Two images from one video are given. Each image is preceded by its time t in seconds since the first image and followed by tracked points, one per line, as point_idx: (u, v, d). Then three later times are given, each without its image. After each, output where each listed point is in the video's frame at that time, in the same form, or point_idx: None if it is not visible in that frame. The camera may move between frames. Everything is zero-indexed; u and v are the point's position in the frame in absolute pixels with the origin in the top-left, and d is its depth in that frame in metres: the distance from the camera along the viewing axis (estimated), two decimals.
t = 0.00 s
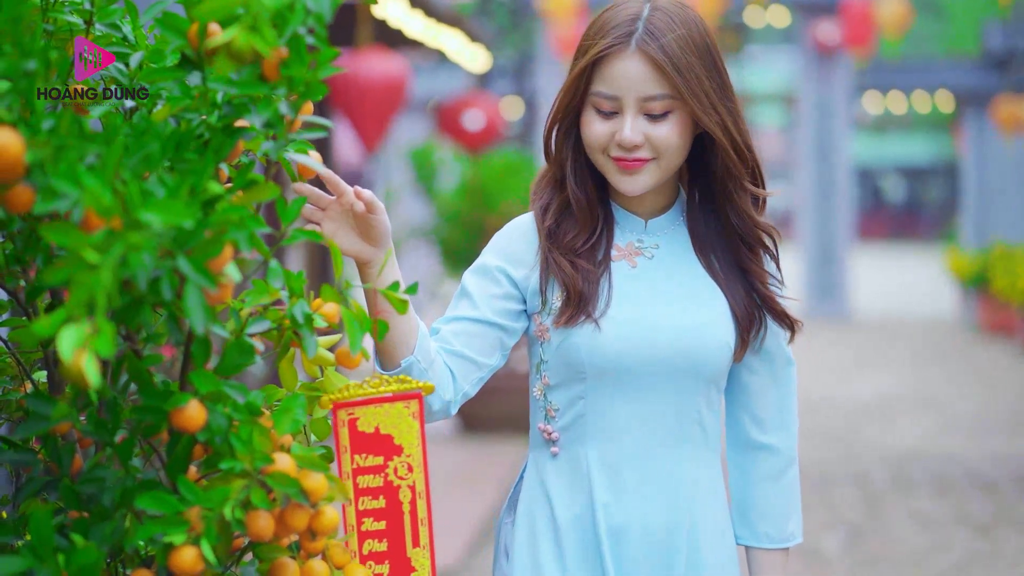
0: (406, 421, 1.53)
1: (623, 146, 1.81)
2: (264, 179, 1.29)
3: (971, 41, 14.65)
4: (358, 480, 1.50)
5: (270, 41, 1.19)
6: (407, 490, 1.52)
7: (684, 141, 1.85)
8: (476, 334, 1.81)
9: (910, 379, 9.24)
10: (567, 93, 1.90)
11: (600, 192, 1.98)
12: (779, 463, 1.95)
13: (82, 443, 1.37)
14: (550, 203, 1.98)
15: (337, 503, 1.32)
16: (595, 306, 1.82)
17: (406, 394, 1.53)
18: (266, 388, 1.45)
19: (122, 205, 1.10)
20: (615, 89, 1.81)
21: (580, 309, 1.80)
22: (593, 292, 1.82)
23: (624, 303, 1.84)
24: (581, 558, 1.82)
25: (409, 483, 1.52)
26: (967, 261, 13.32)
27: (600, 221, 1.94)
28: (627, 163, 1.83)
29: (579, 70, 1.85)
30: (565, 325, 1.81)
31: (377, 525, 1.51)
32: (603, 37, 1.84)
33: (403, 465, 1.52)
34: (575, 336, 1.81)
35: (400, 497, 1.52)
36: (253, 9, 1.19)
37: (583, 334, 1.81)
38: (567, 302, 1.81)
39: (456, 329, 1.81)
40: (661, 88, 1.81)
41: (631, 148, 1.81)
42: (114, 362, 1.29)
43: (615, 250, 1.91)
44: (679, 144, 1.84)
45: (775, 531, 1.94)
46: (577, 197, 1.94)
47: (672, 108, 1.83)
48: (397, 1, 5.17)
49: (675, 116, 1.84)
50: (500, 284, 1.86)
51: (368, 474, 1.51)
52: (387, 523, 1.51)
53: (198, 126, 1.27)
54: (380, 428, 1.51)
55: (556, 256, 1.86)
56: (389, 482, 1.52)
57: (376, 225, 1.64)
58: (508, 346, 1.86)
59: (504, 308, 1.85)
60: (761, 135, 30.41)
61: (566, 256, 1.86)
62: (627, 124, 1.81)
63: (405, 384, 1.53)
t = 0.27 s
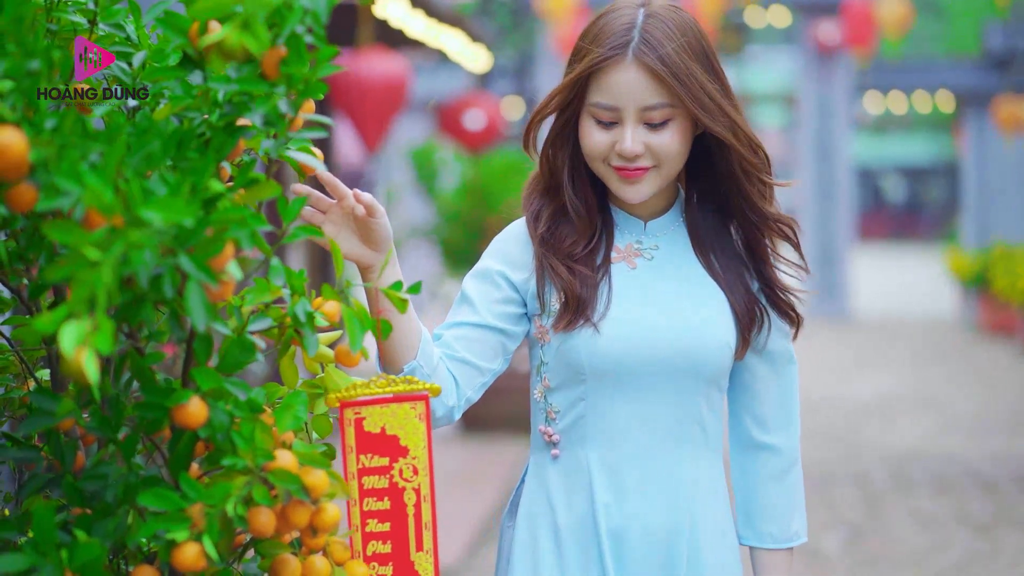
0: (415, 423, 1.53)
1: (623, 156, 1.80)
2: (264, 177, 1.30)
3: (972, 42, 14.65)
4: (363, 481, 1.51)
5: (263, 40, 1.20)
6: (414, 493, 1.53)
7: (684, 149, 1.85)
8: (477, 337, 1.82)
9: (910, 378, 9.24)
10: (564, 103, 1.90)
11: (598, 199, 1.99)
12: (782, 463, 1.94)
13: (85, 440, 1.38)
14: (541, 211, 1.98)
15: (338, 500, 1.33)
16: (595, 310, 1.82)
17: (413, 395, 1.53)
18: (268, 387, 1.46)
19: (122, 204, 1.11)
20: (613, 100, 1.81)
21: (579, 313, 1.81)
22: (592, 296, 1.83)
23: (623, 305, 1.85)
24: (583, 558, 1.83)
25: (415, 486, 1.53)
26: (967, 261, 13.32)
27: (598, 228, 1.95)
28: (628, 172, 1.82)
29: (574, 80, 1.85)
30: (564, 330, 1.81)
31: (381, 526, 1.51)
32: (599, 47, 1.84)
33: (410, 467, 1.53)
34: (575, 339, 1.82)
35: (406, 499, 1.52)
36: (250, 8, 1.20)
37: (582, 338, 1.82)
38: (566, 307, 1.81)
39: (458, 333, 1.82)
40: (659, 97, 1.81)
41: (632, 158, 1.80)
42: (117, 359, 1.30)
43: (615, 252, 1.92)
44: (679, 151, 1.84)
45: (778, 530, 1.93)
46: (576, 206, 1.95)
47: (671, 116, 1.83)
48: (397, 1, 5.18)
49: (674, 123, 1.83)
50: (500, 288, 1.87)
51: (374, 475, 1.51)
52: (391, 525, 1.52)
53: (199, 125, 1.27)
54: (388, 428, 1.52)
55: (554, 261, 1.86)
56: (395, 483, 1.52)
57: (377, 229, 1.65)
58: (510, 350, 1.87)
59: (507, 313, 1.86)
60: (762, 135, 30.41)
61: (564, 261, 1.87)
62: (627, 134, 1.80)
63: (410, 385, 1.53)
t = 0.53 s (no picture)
0: (424, 422, 1.55)
1: (624, 161, 1.80)
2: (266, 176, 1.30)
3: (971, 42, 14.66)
4: (376, 480, 1.54)
5: (258, 39, 1.20)
6: (426, 491, 1.54)
7: (684, 152, 1.85)
8: (479, 342, 1.83)
9: (910, 378, 9.25)
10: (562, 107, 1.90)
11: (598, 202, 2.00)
12: (784, 462, 1.94)
13: (87, 436, 1.39)
14: (540, 215, 1.99)
15: (339, 496, 1.34)
16: (595, 312, 1.83)
17: (419, 395, 1.55)
18: (269, 384, 1.46)
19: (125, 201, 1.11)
20: (613, 106, 1.81)
21: (579, 315, 1.82)
22: (591, 298, 1.83)
23: (624, 305, 1.85)
24: (586, 558, 1.83)
25: (427, 485, 1.54)
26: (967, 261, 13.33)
27: (597, 231, 1.96)
28: (629, 177, 1.83)
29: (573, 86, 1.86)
30: (565, 332, 1.83)
31: (395, 526, 1.54)
32: (597, 54, 1.84)
33: (420, 467, 1.54)
34: (576, 340, 1.83)
35: (417, 499, 1.54)
36: (250, 8, 1.20)
37: (583, 339, 1.83)
38: (566, 309, 1.82)
39: (461, 338, 1.83)
40: (657, 102, 1.81)
41: (633, 163, 1.81)
42: (119, 357, 1.30)
43: (616, 252, 1.93)
44: (679, 155, 1.84)
45: (781, 529, 1.93)
46: (576, 211, 1.96)
47: (671, 120, 1.83)
48: (396, 0, 5.18)
49: (674, 127, 1.83)
50: (502, 291, 1.88)
51: (385, 475, 1.54)
52: (405, 524, 1.54)
53: (201, 124, 1.28)
54: (396, 428, 1.55)
55: (553, 265, 1.88)
56: (407, 483, 1.54)
57: (378, 233, 1.66)
58: (514, 354, 1.88)
59: (510, 316, 1.87)
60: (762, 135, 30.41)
61: (564, 264, 1.88)
62: (628, 139, 1.80)
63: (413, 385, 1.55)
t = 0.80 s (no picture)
0: (428, 420, 1.57)
1: (623, 163, 1.81)
2: (268, 175, 1.31)
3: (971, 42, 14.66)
4: (382, 478, 1.54)
5: (258, 37, 1.21)
6: (430, 490, 1.55)
7: (683, 152, 1.86)
8: (483, 347, 1.84)
9: (910, 377, 9.26)
10: (560, 109, 1.91)
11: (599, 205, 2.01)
12: (787, 458, 1.94)
13: (85, 436, 1.40)
14: (538, 218, 2.00)
15: (340, 493, 1.34)
16: (596, 310, 1.84)
17: (423, 394, 1.57)
18: (270, 382, 1.47)
19: (127, 200, 1.12)
20: (612, 108, 1.81)
21: (581, 314, 1.82)
22: (592, 297, 1.84)
23: (625, 302, 1.86)
24: (589, 557, 1.83)
25: (432, 483, 1.56)
26: (967, 261, 13.34)
27: (597, 231, 1.96)
28: (629, 178, 1.83)
29: (570, 89, 1.86)
30: (566, 332, 1.83)
31: (403, 523, 1.54)
32: (594, 56, 1.85)
33: (425, 465, 1.56)
34: (578, 340, 1.84)
35: (423, 496, 1.55)
36: (252, 8, 1.21)
37: (585, 338, 1.83)
38: (567, 310, 1.83)
39: (468, 344, 1.84)
40: (655, 103, 1.82)
41: (632, 165, 1.81)
42: (121, 355, 1.31)
43: (616, 250, 1.94)
44: (677, 156, 1.85)
45: (784, 526, 1.93)
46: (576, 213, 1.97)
47: (669, 121, 1.84)
48: (396, 0, 5.20)
49: (672, 128, 1.84)
50: (504, 296, 1.88)
51: (391, 473, 1.55)
52: (413, 522, 1.54)
53: (202, 123, 1.29)
54: (400, 426, 1.56)
55: (552, 267, 1.88)
56: (412, 481, 1.56)
57: (384, 235, 1.68)
58: (521, 358, 1.89)
59: (512, 319, 1.88)
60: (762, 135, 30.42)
61: (564, 265, 1.89)
62: (627, 141, 1.80)
63: (414, 382, 1.57)
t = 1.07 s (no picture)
0: (422, 413, 1.56)
1: (620, 164, 1.82)
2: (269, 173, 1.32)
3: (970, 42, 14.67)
4: (379, 473, 1.56)
5: (260, 37, 1.22)
6: (427, 487, 1.56)
7: (679, 153, 1.87)
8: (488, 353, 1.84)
9: (910, 377, 9.26)
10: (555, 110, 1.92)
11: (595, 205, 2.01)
12: (789, 453, 1.94)
13: (87, 434, 1.41)
14: (531, 219, 2.00)
15: (340, 490, 1.35)
16: (595, 308, 1.85)
17: (423, 393, 1.57)
18: (271, 379, 1.48)
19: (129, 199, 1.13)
20: (608, 110, 1.82)
21: (580, 313, 1.83)
22: (591, 296, 1.85)
23: (623, 300, 1.87)
24: (590, 555, 1.84)
25: (428, 481, 1.56)
26: (966, 261, 13.35)
27: (593, 230, 1.97)
28: (625, 178, 1.84)
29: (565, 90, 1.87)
30: (565, 332, 1.84)
31: (398, 518, 1.56)
32: (589, 57, 1.85)
33: (422, 462, 1.56)
34: (577, 339, 1.85)
35: (420, 493, 1.56)
36: (254, 8, 1.22)
37: (584, 337, 1.84)
38: (566, 309, 1.84)
39: (477, 354, 1.84)
40: (651, 104, 1.82)
41: (628, 166, 1.82)
42: (123, 353, 1.32)
43: (614, 247, 1.96)
44: (674, 156, 1.86)
45: (785, 522, 1.93)
46: (569, 213, 1.97)
47: (665, 121, 1.84)
48: (396, 1, 5.21)
49: (668, 128, 1.85)
50: (504, 300, 1.89)
51: (389, 468, 1.56)
52: (408, 517, 1.56)
53: (204, 122, 1.29)
54: (398, 423, 1.57)
55: (547, 269, 1.89)
56: (410, 477, 1.56)
57: (397, 242, 1.69)
58: (528, 362, 1.91)
59: (513, 321, 1.89)
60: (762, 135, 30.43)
61: (558, 267, 1.89)
62: (623, 142, 1.81)
63: (409, 379, 1.58)
